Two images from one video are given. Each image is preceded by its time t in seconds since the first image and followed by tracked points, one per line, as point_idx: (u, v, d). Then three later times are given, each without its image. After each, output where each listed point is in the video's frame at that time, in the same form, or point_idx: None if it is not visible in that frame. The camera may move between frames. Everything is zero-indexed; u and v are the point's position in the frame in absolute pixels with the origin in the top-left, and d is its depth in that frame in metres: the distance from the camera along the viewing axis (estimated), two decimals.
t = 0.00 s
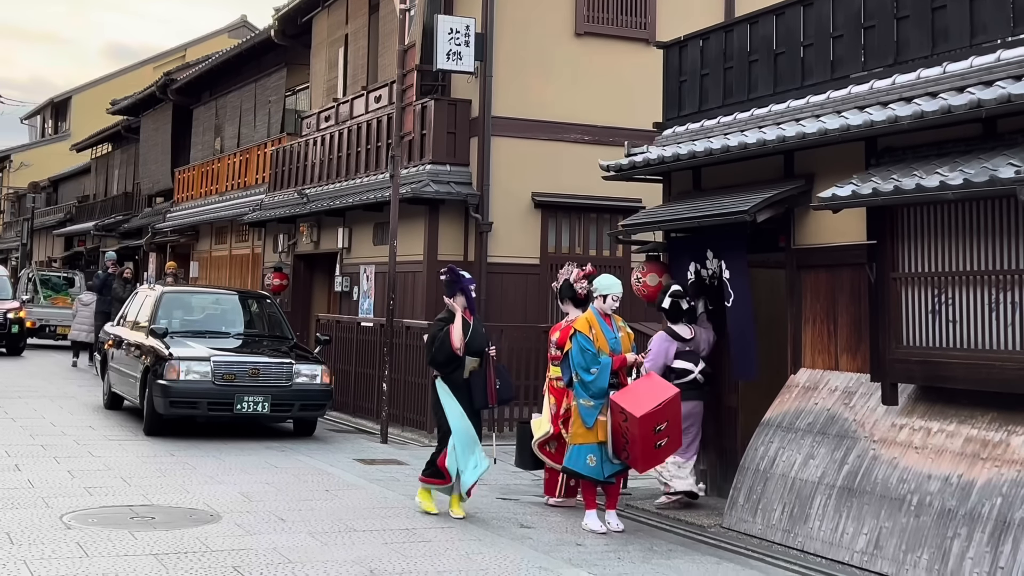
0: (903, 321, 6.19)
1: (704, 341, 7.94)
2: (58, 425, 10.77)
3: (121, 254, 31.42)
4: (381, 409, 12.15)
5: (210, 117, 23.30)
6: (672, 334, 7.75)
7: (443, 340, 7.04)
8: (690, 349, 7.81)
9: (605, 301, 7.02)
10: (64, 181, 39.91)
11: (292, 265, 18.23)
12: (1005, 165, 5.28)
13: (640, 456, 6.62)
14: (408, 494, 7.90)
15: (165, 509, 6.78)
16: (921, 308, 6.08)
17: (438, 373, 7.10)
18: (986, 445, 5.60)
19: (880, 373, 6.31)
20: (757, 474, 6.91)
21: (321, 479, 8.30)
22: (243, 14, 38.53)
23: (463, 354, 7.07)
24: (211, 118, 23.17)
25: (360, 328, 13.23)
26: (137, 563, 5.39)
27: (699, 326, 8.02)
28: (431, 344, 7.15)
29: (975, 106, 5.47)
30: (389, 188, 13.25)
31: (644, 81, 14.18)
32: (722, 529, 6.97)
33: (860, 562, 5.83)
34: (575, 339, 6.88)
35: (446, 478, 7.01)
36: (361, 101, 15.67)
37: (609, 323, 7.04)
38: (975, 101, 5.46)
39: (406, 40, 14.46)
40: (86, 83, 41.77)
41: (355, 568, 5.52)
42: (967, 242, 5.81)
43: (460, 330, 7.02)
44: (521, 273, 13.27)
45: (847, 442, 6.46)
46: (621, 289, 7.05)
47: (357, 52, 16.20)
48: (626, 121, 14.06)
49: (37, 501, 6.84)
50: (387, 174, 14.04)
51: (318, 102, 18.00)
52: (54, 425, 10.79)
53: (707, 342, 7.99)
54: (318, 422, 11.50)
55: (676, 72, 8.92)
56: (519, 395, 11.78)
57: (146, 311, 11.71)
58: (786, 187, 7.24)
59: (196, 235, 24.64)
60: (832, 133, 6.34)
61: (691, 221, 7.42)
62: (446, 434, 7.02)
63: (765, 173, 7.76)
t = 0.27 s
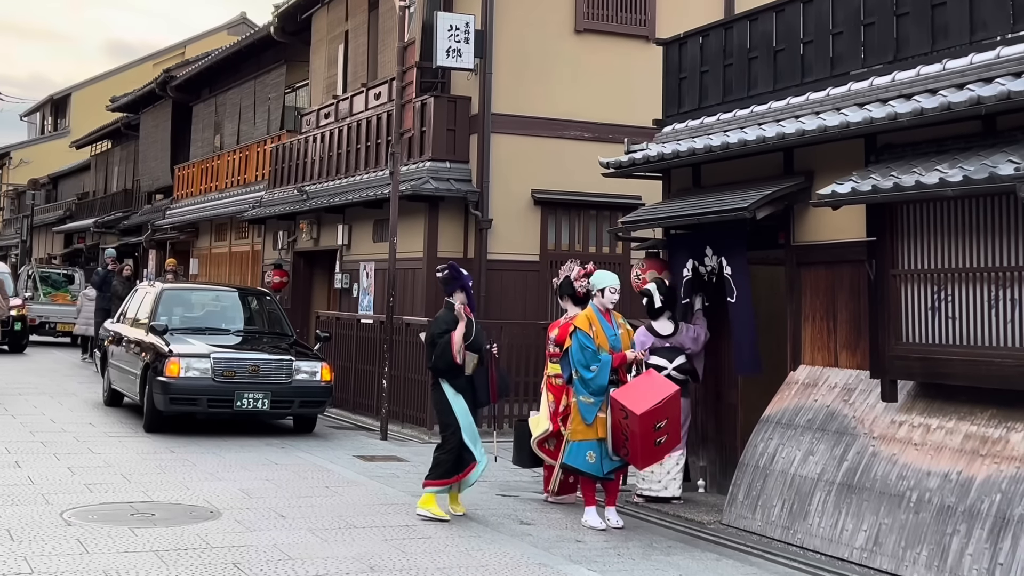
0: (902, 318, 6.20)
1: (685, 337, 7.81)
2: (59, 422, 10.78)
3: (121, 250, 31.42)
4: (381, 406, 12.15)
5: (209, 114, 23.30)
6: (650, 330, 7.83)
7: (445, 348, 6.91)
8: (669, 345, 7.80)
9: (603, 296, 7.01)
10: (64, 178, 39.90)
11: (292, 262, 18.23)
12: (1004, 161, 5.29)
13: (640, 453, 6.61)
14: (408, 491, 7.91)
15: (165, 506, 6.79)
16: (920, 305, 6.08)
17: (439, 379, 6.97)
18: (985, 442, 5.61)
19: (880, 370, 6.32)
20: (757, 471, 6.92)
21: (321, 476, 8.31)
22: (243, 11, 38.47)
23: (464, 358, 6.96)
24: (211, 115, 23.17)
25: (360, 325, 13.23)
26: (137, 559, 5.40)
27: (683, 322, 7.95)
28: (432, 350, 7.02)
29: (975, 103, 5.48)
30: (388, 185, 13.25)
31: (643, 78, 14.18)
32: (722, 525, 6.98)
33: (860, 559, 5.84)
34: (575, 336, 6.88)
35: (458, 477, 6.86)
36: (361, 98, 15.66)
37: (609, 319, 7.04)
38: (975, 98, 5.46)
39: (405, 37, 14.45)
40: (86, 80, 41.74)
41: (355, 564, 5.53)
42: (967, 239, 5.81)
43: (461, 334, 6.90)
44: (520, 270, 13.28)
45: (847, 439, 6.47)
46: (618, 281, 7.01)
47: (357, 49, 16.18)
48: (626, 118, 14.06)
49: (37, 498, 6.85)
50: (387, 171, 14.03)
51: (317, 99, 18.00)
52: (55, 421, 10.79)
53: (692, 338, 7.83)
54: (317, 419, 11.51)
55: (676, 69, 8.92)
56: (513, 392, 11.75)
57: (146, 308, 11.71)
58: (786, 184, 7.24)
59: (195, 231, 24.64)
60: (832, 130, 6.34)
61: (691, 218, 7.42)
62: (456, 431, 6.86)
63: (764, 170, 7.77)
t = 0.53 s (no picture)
0: (901, 315, 6.20)
1: (666, 332, 7.82)
2: (58, 418, 10.79)
3: (120, 247, 31.41)
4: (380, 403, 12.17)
5: (208, 111, 23.28)
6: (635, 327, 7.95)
7: (450, 346, 6.84)
8: (652, 340, 7.88)
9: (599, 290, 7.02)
10: (63, 174, 39.89)
11: (291, 259, 18.23)
12: (1003, 159, 5.28)
13: (639, 452, 6.62)
14: (407, 488, 7.92)
15: (164, 503, 6.79)
16: (920, 302, 6.09)
17: (440, 379, 6.91)
18: (984, 439, 5.61)
19: (879, 367, 6.32)
20: (756, 468, 6.92)
21: (320, 473, 8.31)
22: (242, 7, 38.42)
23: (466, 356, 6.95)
24: (210, 112, 23.15)
25: (359, 322, 13.24)
26: (135, 556, 5.40)
27: (668, 318, 8.02)
28: (433, 350, 6.90)
29: (974, 101, 5.47)
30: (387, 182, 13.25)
31: (642, 75, 14.17)
32: (721, 522, 6.99)
33: (858, 556, 5.84)
34: (573, 333, 6.89)
35: (456, 475, 6.82)
36: (360, 95, 15.65)
37: (608, 317, 7.03)
38: (974, 95, 5.46)
39: (404, 34, 14.44)
40: (84, 77, 41.71)
41: (354, 561, 5.53)
42: (966, 236, 5.81)
43: (466, 331, 6.91)
44: (519, 267, 13.28)
45: (845, 436, 6.47)
46: (612, 275, 7.02)
47: (356, 46, 16.16)
48: (625, 115, 14.05)
49: (36, 495, 6.85)
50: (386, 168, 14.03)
51: (316, 96, 17.98)
52: (54, 418, 10.80)
53: (674, 334, 7.82)
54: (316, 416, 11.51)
55: (675, 66, 8.92)
56: (505, 392, 11.65)
57: (145, 305, 11.71)
58: (784, 180, 7.24)
59: (194, 228, 24.63)
60: (831, 127, 6.34)
61: (690, 215, 7.42)
62: (454, 430, 6.84)
63: (763, 167, 7.77)
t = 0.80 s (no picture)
0: (899, 312, 6.21)
1: (655, 330, 7.78)
2: (56, 415, 10.79)
3: (118, 244, 31.40)
4: (377, 400, 12.18)
5: (206, 108, 23.26)
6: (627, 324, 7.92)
7: (442, 344, 6.81)
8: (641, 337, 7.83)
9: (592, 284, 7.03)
10: (60, 171, 39.84)
11: (289, 255, 18.23)
12: (1001, 155, 5.29)
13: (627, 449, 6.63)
14: (405, 484, 7.92)
15: (163, 500, 6.79)
16: (918, 299, 6.09)
17: (430, 376, 6.88)
18: (982, 436, 5.62)
19: (876, 364, 6.33)
20: (754, 464, 6.92)
21: (318, 470, 8.32)
22: (240, 4, 38.37)
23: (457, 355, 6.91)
24: (208, 109, 23.13)
25: (357, 318, 13.24)
26: (134, 553, 5.40)
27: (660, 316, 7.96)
28: (424, 347, 6.88)
29: (972, 98, 5.48)
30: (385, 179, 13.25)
31: (640, 72, 14.17)
32: (719, 519, 7.00)
33: (856, 552, 5.86)
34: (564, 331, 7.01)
35: (447, 474, 6.83)
36: (358, 92, 15.64)
37: (604, 316, 7.01)
38: (972, 92, 5.46)
39: (402, 31, 14.43)
40: (81, 74, 41.67)
41: (352, 558, 5.53)
42: (963, 233, 5.81)
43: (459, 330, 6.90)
44: (517, 264, 13.28)
45: (843, 432, 6.48)
46: (609, 272, 7.05)
47: (354, 43, 16.15)
48: (623, 112, 14.05)
49: (34, 492, 6.86)
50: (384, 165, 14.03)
51: (314, 93, 17.97)
52: (52, 415, 10.80)
53: (664, 331, 7.77)
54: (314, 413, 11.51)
55: (673, 63, 8.92)
56: (499, 389, 11.62)
57: (143, 302, 11.70)
58: (783, 178, 7.24)
59: (192, 225, 24.61)
60: (829, 125, 6.34)
61: (688, 212, 7.42)
62: (444, 431, 6.80)
63: (761, 164, 7.77)
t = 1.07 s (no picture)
0: (894, 309, 6.23)
1: (648, 329, 7.68)
2: (52, 412, 10.77)
3: (114, 241, 31.34)
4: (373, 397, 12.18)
5: (202, 105, 23.22)
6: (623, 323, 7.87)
7: (422, 344, 6.80)
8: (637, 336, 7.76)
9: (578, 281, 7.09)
10: (55, 168, 39.77)
11: (284, 252, 18.20)
12: (996, 152, 5.30)
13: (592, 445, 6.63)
14: (400, 481, 7.92)
15: (159, 496, 6.79)
16: (913, 296, 6.11)
17: (413, 375, 6.89)
18: (977, 432, 5.63)
19: (872, 361, 6.35)
20: (749, 460, 6.94)
21: (314, 466, 8.31)
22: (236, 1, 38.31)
23: (440, 355, 6.84)
24: (204, 105, 23.09)
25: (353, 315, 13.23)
26: (130, 549, 5.40)
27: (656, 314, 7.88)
28: (406, 345, 6.90)
29: (967, 94, 5.49)
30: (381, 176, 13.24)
31: (636, 69, 14.17)
32: (714, 515, 7.01)
33: (852, 548, 5.88)
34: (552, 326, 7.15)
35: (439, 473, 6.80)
36: (354, 89, 15.62)
37: (589, 312, 7.04)
38: (967, 89, 5.47)
39: (398, 27, 14.41)
40: (76, 71, 41.57)
41: (348, 554, 5.54)
42: (959, 230, 5.83)
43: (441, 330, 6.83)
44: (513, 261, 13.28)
45: (839, 428, 6.50)
46: (597, 269, 7.05)
47: (350, 40, 16.12)
48: (619, 109, 14.05)
49: (30, 488, 6.85)
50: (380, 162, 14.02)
51: (310, 89, 17.94)
52: (48, 412, 10.78)
53: (657, 330, 7.68)
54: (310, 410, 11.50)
55: (669, 60, 8.92)
56: (493, 387, 11.60)
57: (138, 299, 11.68)
58: (779, 174, 7.24)
59: (188, 222, 24.57)
60: (824, 121, 6.35)
61: (684, 209, 7.42)
62: (434, 431, 6.77)
63: (757, 161, 7.78)
